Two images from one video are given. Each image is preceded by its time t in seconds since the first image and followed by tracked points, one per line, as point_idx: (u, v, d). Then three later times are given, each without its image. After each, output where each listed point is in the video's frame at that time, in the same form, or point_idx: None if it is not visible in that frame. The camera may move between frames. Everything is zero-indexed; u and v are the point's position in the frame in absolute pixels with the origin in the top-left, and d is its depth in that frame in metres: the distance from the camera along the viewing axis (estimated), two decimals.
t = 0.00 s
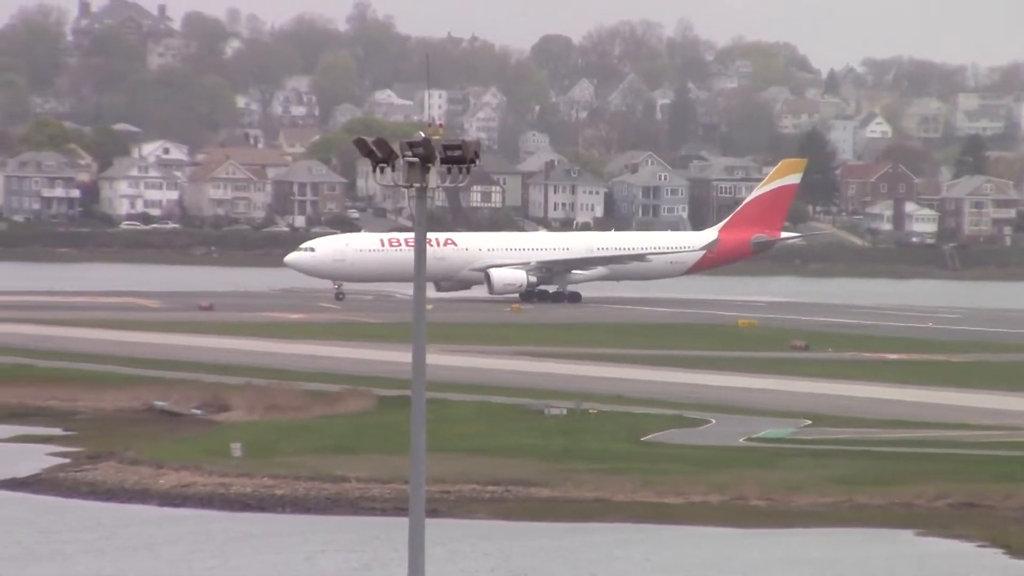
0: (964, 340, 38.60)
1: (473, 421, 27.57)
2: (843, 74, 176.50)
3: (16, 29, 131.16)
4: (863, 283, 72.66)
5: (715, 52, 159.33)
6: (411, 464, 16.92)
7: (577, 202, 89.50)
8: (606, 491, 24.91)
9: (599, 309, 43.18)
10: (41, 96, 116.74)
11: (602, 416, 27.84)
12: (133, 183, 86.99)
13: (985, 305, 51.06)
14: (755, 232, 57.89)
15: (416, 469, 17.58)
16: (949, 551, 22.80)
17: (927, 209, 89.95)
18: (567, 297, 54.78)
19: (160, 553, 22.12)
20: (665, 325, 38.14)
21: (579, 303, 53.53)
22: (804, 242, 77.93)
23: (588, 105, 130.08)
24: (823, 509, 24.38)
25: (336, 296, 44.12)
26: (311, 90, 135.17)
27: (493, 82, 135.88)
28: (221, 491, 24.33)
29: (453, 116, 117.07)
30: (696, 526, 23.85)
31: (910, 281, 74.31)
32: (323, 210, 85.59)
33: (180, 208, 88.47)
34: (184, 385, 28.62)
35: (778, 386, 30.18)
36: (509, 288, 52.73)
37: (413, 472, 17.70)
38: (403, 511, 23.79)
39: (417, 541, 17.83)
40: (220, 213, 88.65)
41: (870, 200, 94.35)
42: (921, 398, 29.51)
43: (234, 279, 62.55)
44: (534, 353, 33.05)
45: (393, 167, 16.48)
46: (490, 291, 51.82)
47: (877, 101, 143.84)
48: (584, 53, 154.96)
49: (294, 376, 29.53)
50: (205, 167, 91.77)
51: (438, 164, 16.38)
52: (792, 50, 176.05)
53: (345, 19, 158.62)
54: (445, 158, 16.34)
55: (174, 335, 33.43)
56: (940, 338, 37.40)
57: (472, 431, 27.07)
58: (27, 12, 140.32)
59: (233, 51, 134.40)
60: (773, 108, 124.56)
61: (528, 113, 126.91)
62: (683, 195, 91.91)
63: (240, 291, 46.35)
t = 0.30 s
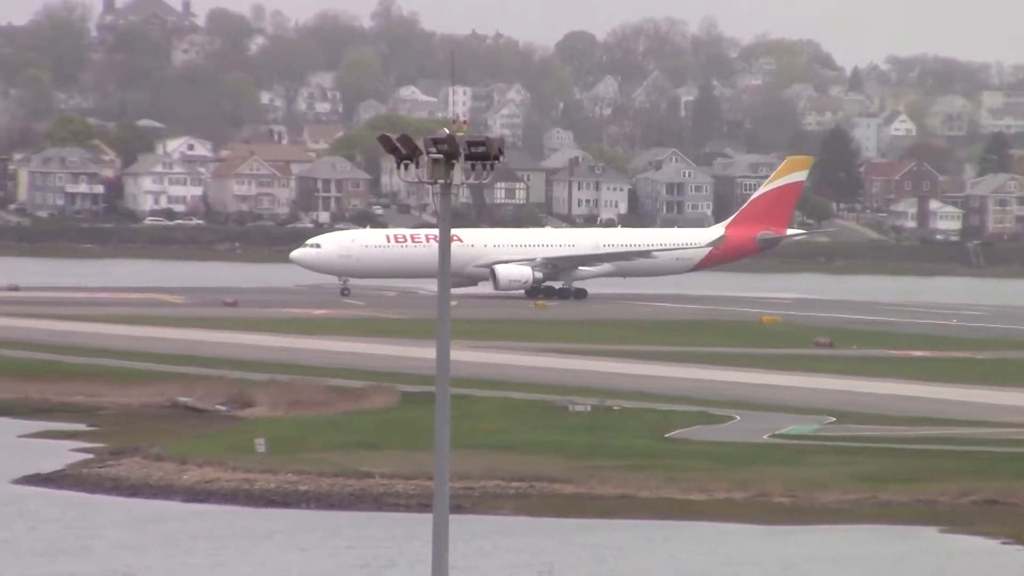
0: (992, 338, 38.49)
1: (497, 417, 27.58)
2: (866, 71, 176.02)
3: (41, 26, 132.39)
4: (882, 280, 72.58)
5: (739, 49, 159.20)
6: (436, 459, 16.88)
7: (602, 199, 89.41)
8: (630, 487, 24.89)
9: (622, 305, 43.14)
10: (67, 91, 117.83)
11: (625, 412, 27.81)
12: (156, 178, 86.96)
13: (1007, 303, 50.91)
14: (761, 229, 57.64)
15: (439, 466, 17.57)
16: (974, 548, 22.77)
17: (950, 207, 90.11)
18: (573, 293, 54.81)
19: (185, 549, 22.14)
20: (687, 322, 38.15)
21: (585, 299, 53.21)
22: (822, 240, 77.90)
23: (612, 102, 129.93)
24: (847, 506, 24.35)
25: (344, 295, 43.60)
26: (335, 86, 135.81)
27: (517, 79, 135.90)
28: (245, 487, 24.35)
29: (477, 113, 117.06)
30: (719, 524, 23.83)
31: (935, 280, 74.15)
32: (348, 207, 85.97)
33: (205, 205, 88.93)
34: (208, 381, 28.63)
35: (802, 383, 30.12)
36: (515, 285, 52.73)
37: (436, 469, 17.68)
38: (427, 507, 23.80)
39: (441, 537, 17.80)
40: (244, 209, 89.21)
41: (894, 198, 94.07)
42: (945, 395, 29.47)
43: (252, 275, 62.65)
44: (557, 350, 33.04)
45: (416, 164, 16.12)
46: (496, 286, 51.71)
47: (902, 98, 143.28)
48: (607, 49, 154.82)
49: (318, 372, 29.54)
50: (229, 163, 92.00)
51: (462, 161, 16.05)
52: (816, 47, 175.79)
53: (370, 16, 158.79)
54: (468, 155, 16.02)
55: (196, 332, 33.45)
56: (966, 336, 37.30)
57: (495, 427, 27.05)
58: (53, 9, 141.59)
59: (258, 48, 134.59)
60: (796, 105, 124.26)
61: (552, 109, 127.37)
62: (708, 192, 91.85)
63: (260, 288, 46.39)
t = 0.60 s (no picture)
0: None
1: (523, 419, 27.56)
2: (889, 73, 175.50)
3: (68, 29, 133.19)
4: (900, 281, 72.42)
5: (764, 50, 158.76)
6: (462, 461, 16.86)
7: (627, 201, 88.47)
8: (656, 489, 24.87)
9: (650, 307, 43.02)
10: (92, 94, 118.54)
11: (652, 414, 27.78)
12: (182, 180, 86.84)
13: None
14: (769, 230, 57.52)
15: (463, 467, 17.56)
16: (1000, 551, 22.74)
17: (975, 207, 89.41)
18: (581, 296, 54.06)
19: (211, 550, 22.14)
20: (715, 324, 38.08)
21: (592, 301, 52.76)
22: (844, 242, 77.69)
23: (637, 104, 129.70)
24: (873, 508, 24.28)
25: (350, 293, 43.86)
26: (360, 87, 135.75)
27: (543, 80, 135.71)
28: (270, 489, 24.33)
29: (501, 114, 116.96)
30: (743, 526, 23.81)
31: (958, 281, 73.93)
32: (375, 209, 85.77)
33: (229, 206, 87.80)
34: (232, 383, 28.61)
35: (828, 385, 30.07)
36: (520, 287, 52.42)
37: (462, 471, 17.68)
38: (453, 509, 23.79)
39: (465, 536, 17.81)
40: (269, 210, 87.48)
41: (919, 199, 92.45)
42: (970, 397, 29.44)
43: (271, 277, 62.63)
44: (584, 352, 33.02)
45: (443, 165, 16.11)
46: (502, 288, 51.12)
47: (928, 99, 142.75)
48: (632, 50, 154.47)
49: (343, 373, 29.51)
50: (254, 164, 91.16)
51: (487, 162, 16.00)
52: (840, 47, 175.34)
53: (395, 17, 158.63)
54: (494, 156, 15.92)
55: (221, 333, 33.40)
56: (996, 338, 37.17)
57: (521, 429, 27.04)
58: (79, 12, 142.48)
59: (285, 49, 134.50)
60: (820, 106, 123.84)
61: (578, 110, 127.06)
62: (733, 193, 91.87)
63: (283, 289, 46.32)
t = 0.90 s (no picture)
0: None
1: (548, 430, 27.53)
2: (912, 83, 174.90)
3: (93, 41, 133.87)
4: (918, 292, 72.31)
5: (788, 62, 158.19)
6: (490, 472, 16.82)
7: (651, 212, 87.93)
8: (680, 500, 24.84)
9: (675, 319, 42.98)
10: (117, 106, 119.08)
11: (676, 426, 27.74)
12: (206, 192, 86.48)
13: None
14: (774, 241, 57.20)
15: (487, 479, 17.50)
16: None
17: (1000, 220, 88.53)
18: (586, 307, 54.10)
19: (234, 561, 22.12)
20: (740, 335, 38.06)
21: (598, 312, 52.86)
22: (867, 253, 77.55)
23: (661, 115, 129.46)
24: (898, 519, 24.20)
25: (354, 304, 44.60)
26: (384, 99, 135.78)
27: (567, 92, 135.61)
28: (295, 500, 24.31)
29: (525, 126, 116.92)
30: (766, 536, 23.77)
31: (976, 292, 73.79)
32: (397, 222, 85.08)
33: (253, 218, 87.81)
34: (255, 394, 28.62)
35: (853, 397, 30.03)
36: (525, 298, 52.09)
37: (487, 483, 17.65)
38: (477, 520, 23.78)
39: (490, 548, 17.81)
40: (293, 222, 87.49)
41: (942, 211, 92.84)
42: (993, 407, 29.42)
43: (290, 288, 62.66)
44: (607, 363, 33.01)
45: (466, 177, 16.00)
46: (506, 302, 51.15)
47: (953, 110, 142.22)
48: (655, 63, 153.98)
49: (367, 385, 29.51)
50: (278, 175, 91.37)
51: (511, 173, 15.91)
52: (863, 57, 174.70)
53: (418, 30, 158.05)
54: (518, 168, 15.80)
55: (244, 345, 33.42)
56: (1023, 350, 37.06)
57: (546, 440, 27.01)
58: (104, 23, 143.20)
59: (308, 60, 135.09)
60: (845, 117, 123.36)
61: (601, 122, 126.87)
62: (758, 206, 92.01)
63: (305, 302, 46.33)
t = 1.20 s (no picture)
0: None
1: (571, 439, 27.50)
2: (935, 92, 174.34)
3: (117, 50, 134.72)
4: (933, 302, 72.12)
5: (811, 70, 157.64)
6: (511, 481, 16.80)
7: (673, 222, 87.57)
8: (702, 510, 24.81)
9: (697, 328, 42.93)
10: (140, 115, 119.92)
11: (699, 435, 27.71)
12: (229, 201, 86.71)
13: None
14: (778, 251, 56.61)
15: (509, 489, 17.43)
16: None
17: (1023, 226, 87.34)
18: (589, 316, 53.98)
19: (254, 570, 22.10)
20: (763, 345, 38.04)
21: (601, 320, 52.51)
22: (889, 262, 77.41)
23: (684, 124, 129.47)
24: (919, 528, 24.12)
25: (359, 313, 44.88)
26: (407, 108, 136.19)
27: (590, 101, 135.65)
28: (317, 509, 24.29)
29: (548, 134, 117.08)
30: (788, 546, 23.73)
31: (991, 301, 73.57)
32: (421, 230, 84.02)
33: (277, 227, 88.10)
34: (277, 403, 28.61)
35: (875, 406, 29.98)
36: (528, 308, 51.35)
37: (511, 492, 17.60)
38: (500, 529, 23.75)
39: (515, 555, 17.74)
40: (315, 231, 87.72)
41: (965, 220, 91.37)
42: (1017, 417, 29.33)
43: (307, 297, 62.81)
44: (630, 372, 32.97)
45: (489, 186, 16.30)
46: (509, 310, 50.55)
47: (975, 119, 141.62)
48: (678, 72, 153.57)
49: (389, 394, 29.48)
50: (302, 185, 91.85)
51: (534, 184, 16.28)
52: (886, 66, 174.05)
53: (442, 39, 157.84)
54: (541, 177, 16.18)
55: (265, 353, 33.42)
56: None
57: (568, 449, 26.98)
58: (126, 31, 143.88)
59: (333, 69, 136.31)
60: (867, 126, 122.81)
61: (624, 131, 126.77)
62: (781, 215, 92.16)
63: (323, 311, 46.38)
